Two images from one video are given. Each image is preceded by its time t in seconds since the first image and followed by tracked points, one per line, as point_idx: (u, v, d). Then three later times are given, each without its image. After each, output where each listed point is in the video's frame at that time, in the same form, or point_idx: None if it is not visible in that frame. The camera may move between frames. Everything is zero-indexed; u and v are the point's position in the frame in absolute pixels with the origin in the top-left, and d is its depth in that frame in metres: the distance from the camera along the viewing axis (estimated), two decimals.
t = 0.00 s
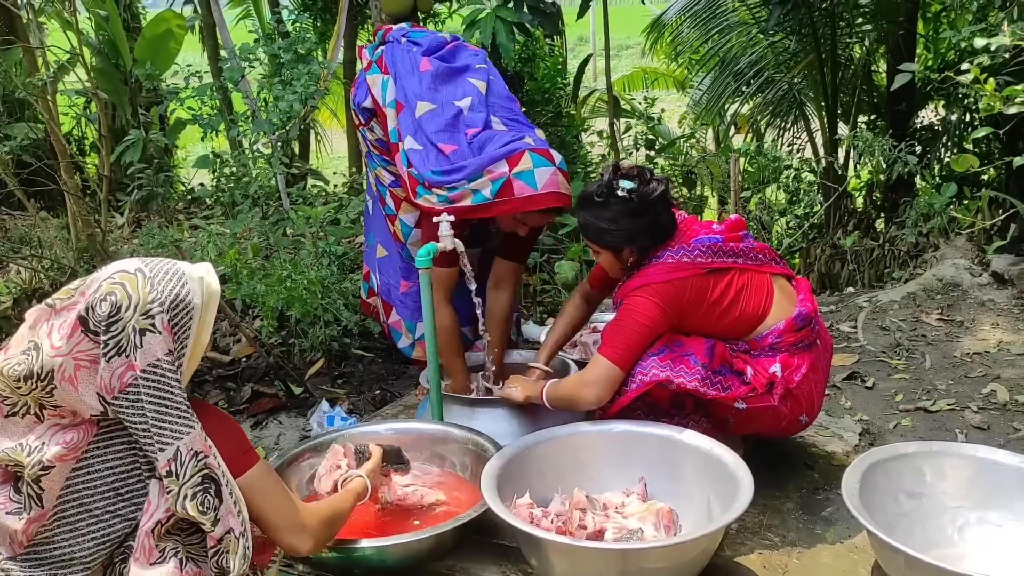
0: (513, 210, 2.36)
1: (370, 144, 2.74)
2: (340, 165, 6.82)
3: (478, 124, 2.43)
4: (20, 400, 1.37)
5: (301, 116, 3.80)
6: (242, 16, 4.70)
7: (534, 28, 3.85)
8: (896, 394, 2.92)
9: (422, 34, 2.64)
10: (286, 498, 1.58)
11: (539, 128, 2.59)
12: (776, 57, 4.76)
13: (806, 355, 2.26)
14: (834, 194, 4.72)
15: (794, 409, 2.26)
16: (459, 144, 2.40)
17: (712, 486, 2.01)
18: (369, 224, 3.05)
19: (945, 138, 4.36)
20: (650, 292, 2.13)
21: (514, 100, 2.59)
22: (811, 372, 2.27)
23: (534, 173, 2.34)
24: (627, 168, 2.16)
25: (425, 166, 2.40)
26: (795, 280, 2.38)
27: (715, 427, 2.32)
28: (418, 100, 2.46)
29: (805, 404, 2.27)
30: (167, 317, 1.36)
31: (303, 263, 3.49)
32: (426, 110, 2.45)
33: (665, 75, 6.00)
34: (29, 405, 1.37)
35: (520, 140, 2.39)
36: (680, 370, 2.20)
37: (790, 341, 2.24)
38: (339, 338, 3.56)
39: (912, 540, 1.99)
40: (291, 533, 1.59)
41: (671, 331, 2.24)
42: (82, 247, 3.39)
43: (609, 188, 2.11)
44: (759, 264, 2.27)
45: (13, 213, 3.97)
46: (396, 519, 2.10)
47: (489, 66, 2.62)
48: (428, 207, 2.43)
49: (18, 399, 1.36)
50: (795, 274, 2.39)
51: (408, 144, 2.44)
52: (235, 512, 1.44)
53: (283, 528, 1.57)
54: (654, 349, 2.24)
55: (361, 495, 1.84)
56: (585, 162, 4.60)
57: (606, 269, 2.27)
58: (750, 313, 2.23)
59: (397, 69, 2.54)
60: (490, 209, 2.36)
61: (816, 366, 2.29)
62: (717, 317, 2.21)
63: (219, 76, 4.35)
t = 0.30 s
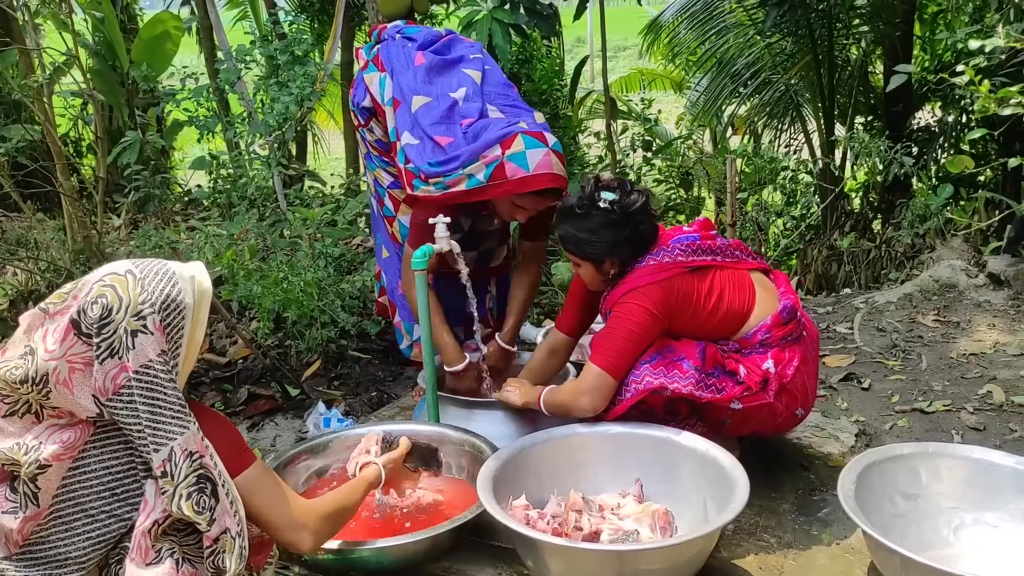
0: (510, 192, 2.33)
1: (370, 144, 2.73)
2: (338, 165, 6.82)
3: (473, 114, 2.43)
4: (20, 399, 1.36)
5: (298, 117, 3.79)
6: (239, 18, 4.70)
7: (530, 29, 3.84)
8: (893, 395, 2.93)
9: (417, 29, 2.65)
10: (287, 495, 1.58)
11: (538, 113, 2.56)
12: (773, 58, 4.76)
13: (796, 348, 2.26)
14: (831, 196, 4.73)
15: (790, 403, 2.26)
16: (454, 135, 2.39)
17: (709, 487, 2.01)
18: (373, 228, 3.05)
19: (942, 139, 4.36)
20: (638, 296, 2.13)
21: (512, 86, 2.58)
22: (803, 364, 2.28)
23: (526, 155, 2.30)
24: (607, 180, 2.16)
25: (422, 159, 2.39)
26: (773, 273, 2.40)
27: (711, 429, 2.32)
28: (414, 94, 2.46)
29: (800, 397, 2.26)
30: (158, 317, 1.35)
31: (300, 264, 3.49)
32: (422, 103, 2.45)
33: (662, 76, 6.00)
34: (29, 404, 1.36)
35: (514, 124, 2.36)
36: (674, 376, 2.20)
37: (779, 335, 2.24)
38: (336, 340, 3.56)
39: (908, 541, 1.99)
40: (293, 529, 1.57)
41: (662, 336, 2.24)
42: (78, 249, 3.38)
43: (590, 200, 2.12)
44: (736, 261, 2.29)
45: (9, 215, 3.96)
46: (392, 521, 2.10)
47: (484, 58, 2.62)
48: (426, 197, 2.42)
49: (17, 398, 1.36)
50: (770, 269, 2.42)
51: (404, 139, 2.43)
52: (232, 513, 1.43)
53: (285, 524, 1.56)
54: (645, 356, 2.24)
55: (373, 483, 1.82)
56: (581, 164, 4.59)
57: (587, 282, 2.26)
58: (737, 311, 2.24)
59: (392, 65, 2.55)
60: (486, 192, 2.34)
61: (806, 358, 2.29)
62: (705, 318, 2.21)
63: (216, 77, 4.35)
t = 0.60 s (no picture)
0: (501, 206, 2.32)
1: (367, 148, 2.74)
2: (336, 166, 6.82)
3: (466, 133, 2.43)
4: (15, 401, 1.36)
5: (294, 118, 3.79)
6: (237, 18, 4.70)
7: (528, 29, 3.84)
8: (889, 395, 2.93)
9: (413, 40, 2.64)
10: (297, 481, 1.56)
11: (532, 123, 2.58)
12: (771, 59, 4.76)
13: (790, 348, 2.27)
14: (828, 196, 4.73)
15: (785, 404, 2.26)
16: (448, 158, 2.41)
17: (706, 487, 2.01)
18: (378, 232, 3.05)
19: (939, 140, 4.37)
20: (632, 303, 2.13)
21: (505, 97, 2.58)
22: (797, 364, 2.28)
23: (514, 168, 2.31)
24: (596, 188, 2.14)
25: (419, 182, 2.41)
26: (765, 273, 2.39)
27: (707, 431, 2.31)
28: (408, 115, 2.46)
29: (796, 397, 2.27)
30: (163, 315, 1.35)
31: (297, 265, 3.49)
32: (417, 124, 2.45)
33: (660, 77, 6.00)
34: (25, 405, 1.36)
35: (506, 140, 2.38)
36: (668, 382, 2.21)
37: (773, 336, 2.25)
38: (333, 340, 3.56)
39: (905, 541, 1.99)
40: (303, 515, 1.56)
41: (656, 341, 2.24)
42: (75, 250, 3.38)
43: (579, 210, 2.11)
44: (729, 263, 2.29)
45: (6, 215, 3.96)
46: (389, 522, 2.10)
47: (480, 67, 2.61)
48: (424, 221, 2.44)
49: (14, 399, 1.36)
50: (762, 267, 2.41)
51: (401, 161, 2.45)
52: (228, 512, 1.42)
53: (295, 511, 1.54)
54: (639, 363, 2.24)
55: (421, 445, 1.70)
56: (579, 164, 4.59)
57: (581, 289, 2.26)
58: (730, 314, 2.23)
59: (388, 79, 2.54)
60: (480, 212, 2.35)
61: (799, 357, 2.30)
62: (699, 322, 2.21)
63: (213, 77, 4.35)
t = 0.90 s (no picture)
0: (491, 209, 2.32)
1: (366, 146, 2.74)
2: (332, 165, 6.81)
3: (460, 131, 2.44)
4: (10, 401, 1.35)
5: (291, 118, 3.79)
6: (233, 18, 4.70)
7: (524, 29, 3.84)
8: (885, 395, 2.93)
9: (412, 38, 2.64)
10: (291, 482, 1.56)
11: (529, 121, 2.55)
12: (766, 58, 4.77)
13: (792, 354, 2.27)
14: (824, 196, 4.73)
15: (783, 408, 2.27)
16: (441, 155, 2.42)
17: (701, 486, 2.01)
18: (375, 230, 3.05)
19: (934, 140, 4.37)
20: (638, 299, 2.13)
21: (502, 96, 2.57)
22: (799, 370, 2.28)
23: (502, 171, 2.30)
24: (616, 178, 2.16)
25: (412, 180, 2.43)
26: (777, 278, 2.39)
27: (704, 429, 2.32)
28: (404, 112, 2.47)
29: (793, 404, 2.28)
30: (160, 313, 1.36)
31: (293, 265, 3.49)
32: (411, 121, 2.47)
33: (656, 77, 6.00)
34: (19, 405, 1.35)
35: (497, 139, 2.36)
36: (667, 377, 2.20)
37: (776, 341, 2.24)
38: (330, 340, 3.56)
39: (900, 540, 1.99)
40: (297, 515, 1.55)
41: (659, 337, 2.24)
42: (71, 250, 3.38)
43: (599, 199, 2.10)
44: (741, 266, 2.28)
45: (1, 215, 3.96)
46: (386, 522, 2.10)
47: (478, 66, 2.60)
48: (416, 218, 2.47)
49: (8, 400, 1.35)
50: (775, 272, 2.40)
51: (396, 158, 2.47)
52: (223, 511, 1.41)
53: (288, 511, 1.54)
54: (642, 356, 2.24)
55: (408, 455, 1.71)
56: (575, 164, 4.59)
57: (591, 276, 2.26)
58: (736, 315, 2.24)
59: (386, 78, 2.55)
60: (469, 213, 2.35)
61: (802, 364, 2.30)
62: (704, 321, 2.21)
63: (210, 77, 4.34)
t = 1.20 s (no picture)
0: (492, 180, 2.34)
1: (370, 140, 2.73)
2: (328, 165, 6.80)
3: (458, 103, 2.43)
4: (7, 402, 1.34)
5: (285, 117, 3.78)
6: (228, 17, 4.69)
7: (520, 28, 3.84)
8: (880, 393, 2.94)
9: (412, 26, 2.64)
10: (279, 470, 1.61)
11: (528, 94, 2.51)
12: (761, 58, 4.78)
13: (793, 358, 2.27)
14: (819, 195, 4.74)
15: (778, 410, 2.26)
16: (440, 128, 2.41)
17: (697, 485, 2.01)
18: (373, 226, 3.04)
19: (929, 139, 4.38)
20: (644, 286, 2.13)
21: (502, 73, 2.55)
22: (798, 375, 2.28)
23: (498, 142, 2.31)
24: (632, 157, 2.13)
25: (410, 153, 2.42)
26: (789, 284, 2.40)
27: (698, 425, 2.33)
28: (403, 90, 2.48)
29: (789, 406, 2.27)
30: (154, 311, 1.37)
31: (288, 264, 3.48)
32: (411, 97, 2.47)
33: (651, 76, 6.01)
34: (16, 406, 1.34)
35: (492, 110, 2.36)
36: (667, 364, 2.19)
37: (778, 343, 2.26)
38: (325, 339, 3.56)
39: (895, 538, 2.00)
40: (298, 495, 1.66)
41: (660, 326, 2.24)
42: (65, 250, 3.37)
43: (612, 176, 2.11)
44: (753, 266, 2.28)
45: None
46: (381, 522, 2.10)
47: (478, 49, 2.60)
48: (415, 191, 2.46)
49: (6, 401, 1.34)
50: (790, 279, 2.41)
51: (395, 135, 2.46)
52: (228, 503, 1.43)
53: (290, 493, 1.64)
54: (642, 342, 2.23)
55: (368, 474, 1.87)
56: (571, 163, 4.59)
57: (602, 258, 2.26)
58: (740, 312, 2.25)
59: (387, 62, 2.55)
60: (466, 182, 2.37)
61: (802, 368, 2.30)
62: (708, 314, 2.22)
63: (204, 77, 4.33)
